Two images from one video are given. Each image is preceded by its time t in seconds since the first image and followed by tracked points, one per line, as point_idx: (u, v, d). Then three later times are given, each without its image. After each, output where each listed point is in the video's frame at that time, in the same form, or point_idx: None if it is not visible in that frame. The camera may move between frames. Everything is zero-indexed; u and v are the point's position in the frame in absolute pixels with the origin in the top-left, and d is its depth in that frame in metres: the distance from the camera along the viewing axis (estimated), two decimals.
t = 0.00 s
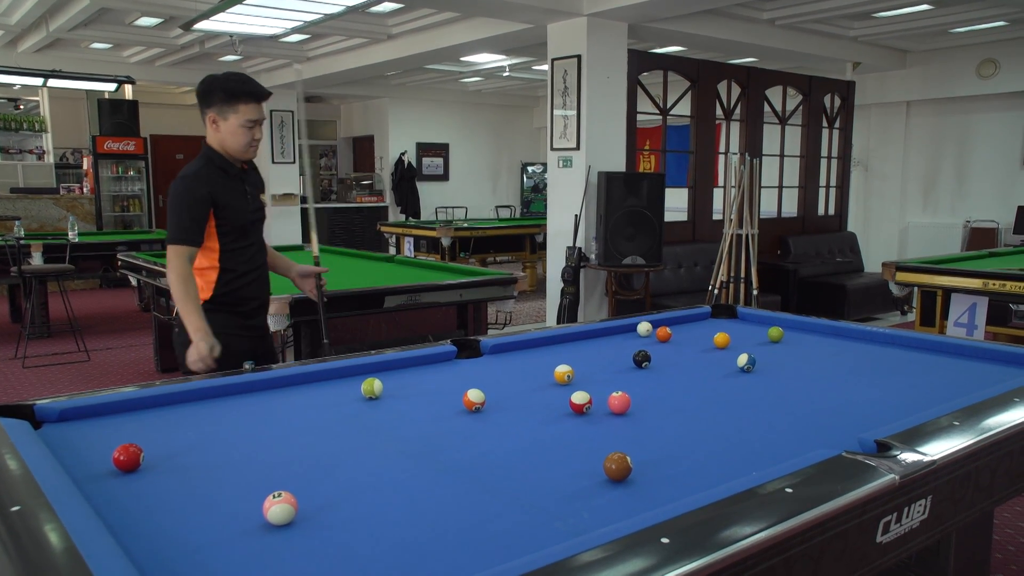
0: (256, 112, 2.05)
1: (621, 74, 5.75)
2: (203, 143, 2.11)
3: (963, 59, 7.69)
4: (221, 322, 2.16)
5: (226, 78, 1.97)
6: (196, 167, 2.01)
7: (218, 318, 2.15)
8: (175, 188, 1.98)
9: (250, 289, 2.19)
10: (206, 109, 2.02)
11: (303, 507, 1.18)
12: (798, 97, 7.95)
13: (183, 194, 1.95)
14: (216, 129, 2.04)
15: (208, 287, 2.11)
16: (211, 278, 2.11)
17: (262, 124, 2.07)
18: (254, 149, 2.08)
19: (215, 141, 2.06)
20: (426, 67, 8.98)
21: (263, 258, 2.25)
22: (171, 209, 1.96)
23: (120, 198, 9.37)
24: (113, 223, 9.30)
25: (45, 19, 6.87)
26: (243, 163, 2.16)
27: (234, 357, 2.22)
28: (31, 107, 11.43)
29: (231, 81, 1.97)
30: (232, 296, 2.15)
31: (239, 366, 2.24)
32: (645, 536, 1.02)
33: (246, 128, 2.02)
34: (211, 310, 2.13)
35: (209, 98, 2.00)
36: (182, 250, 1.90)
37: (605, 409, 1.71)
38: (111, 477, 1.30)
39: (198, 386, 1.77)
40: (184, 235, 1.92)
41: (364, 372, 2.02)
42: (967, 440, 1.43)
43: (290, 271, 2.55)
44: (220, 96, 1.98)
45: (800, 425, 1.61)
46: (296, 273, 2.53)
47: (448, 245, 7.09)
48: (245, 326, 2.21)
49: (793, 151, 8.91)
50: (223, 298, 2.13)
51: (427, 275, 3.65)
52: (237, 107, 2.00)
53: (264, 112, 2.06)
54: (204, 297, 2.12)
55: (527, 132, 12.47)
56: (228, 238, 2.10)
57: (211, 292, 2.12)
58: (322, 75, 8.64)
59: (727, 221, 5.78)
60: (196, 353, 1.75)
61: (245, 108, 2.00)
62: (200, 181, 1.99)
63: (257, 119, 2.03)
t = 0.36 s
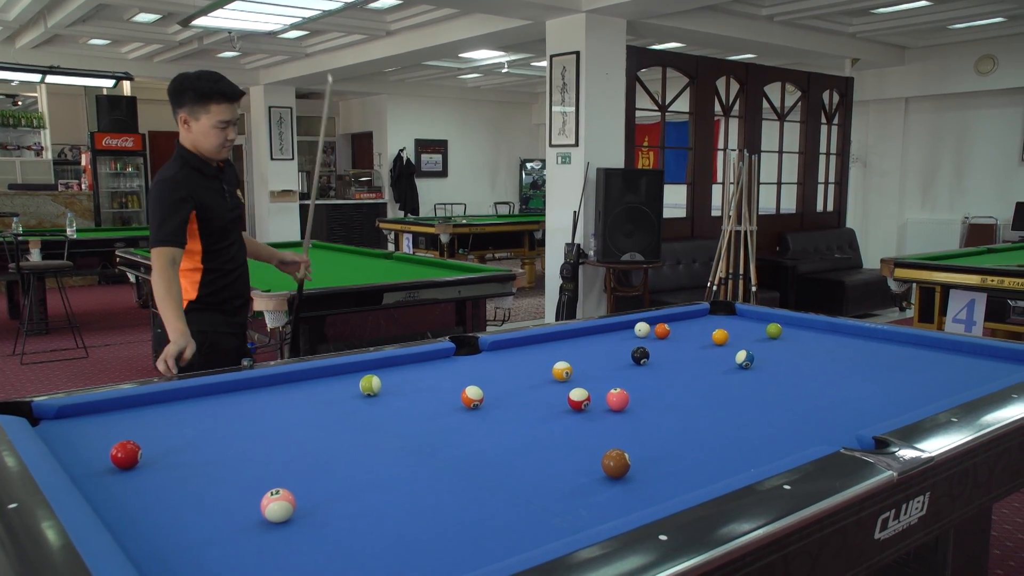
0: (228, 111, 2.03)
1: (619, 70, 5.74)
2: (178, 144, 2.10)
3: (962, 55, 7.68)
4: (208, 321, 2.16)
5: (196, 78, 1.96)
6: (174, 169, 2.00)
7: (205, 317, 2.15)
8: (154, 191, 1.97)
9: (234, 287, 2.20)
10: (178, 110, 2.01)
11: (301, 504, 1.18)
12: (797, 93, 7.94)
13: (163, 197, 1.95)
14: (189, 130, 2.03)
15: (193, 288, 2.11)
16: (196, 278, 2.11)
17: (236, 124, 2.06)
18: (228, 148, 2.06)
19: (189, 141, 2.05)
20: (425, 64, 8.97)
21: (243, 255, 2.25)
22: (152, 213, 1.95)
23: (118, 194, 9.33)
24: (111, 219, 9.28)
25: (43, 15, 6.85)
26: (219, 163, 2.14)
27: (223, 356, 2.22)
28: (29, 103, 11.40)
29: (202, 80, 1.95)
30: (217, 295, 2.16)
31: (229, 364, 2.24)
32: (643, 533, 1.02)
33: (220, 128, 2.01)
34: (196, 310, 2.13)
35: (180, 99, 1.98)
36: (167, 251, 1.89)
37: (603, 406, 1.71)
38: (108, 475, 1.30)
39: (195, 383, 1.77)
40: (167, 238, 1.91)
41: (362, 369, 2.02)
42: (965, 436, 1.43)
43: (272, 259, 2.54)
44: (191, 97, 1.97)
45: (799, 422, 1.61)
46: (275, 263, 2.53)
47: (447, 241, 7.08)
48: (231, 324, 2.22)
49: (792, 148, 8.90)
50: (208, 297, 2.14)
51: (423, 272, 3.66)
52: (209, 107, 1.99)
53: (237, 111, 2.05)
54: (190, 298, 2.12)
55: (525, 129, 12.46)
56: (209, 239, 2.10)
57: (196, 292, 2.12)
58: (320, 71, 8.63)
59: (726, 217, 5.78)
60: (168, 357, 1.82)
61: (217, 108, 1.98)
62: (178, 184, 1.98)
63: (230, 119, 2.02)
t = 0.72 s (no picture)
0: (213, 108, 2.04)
1: (618, 69, 5.74)
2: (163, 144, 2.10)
3: (959, 54, 7.69)
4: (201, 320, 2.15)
5: (179, 75, 1.97)
6: (163, 169, 2.00)
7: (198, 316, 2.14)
8: (146, 191, 1.97)
9: (226, 285, 2.21)
10: (162, 109, 2.02)
11: (299, 503, 1.18)
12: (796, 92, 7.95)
13: (157, 197, 1.94)
14: (173, 128, 2.04)
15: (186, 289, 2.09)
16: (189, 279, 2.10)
17: (221, 121, 2.07)
18: (214, 146, 2.07)
19: (174, 140, 2.05)
20: (423, 62, 8.96)
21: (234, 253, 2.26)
22: (150, 214, 1.94)
23: (116, 193, 9.32)
24: (109, 218, 9.27)
25: (41, 13, 6.83)
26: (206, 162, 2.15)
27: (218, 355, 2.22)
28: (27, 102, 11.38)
29: (185, 78, 1.97)
30: (209, 294, 2.16)
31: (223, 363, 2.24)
32: (641, 533, 1.02)
33: (205, 125, 2.02)
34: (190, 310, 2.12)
35: (164, 97, 1.99)
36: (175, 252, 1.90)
37: (601, 406, 1.71)
38: (106, 474, 1.30)
39: (194, 382, 1.77)
40: (171, 237, 1.91)
41: (361, 367, 2.02)
42: (963, 435, 1.44)
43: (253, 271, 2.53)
44: (176, 94, 1.98)
45: (797, 420, 1.61)
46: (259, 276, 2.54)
47: (446, 240, 7.08)
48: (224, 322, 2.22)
49: (790, 147, 8.90)
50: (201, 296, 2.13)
51: (421, 271, 3.66)
52: (193, 104, 2.00)
53: (221, 108, 2.06)
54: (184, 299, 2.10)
55: (524, 127, 12.46)
56: (200, 237, 2.10)
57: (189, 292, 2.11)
58: (319, 69, 8.62)
59: (724, 216, 5.79)
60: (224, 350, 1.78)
61: (202, 105, 1.99)
62: (170, 182, 1.98)
63: (214, 115, 2.03)
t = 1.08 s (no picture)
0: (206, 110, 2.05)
1: (616, 71, 5.74)
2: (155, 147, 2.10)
3: (957, 55, 7.70)
4: (197, 322, 2.15)
5: (173, 77, 1.97)
6: (158, 172, 1.99)
7: (194, 318, 2.14)
8: (143, 195, 1.96)
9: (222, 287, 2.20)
10: (154, 111, 2.02)
11: (297, 505, 1.18)
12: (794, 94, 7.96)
13: (155, 201, 1.94)
14: (167, 130, 2.04)
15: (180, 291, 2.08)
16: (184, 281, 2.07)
17: (214, 122, 2.08)
18: (207, 147, 2.08)
19: (168, 142, 2.05)
20: (422, 64, 8.96)
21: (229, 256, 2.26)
22: (149, 217, 1.94)
23: (115, 195, 9.31)
24: (108, 219, 9.26)
25: (39, 15, 6.84)
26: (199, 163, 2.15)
27: (215, 358, 2.21)
28: (25, 104, 11.37)
29: (178, 79, 1.97)
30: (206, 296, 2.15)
31: (220, 365, 2.22)
32: (641, 535, 1.02)
33: (199, 126, 2.03)
34: (186, 312, 2.12)
35: (156, 99, 1.99)
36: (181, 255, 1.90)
37: (601, 407, 1.71)
38: (105, 476, 1.30)
39: (194, 384, 1.77)
40: (173, 241, 1.91)
41: (361, 370, 2.02)
42: (963, 436, 1.44)
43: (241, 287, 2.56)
44: (169, 96, 1.98)
45: (796, 422, 1.61)
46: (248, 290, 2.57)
47: (444, 242, 7.08)
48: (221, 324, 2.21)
49: (789, 148, 8.91)
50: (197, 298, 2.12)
51: (421, 273, 3.65)
52: (186, 105, 2.00)
53: (214, 109, 2.07)
54: (179, 301, 2.10)
55: (523, 129, 12.47)
56: (196, 239, 2.10)
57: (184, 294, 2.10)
58: (318, 71, 8.61)
59: (722, 218, 5.80)
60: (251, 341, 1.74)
61: (195, 106, 2.00)
62: (165, 185, 1.98)
63: (208, 116, 2.04)
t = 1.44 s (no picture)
0: (206, 114, 2.05)
1: (616, 74, 5.75)
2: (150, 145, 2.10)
3: (956, 57, 7.72)
4: (194, 326, 2.14)
5: (175, 78, 1.98)
6: (150, 172, 2.00)
7: (191, 322, 2.13)
8: (135, 195, 1.98)
9: (219, 290, 2.19)
10: (154, 110, 2.02)
11: (296, 508, 1.18)
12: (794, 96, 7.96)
13: (147, 201, 1.96)
14: (164, 130, 2.04)
15: (176, 295, 2.08)
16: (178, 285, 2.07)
17: (212, 126, 2.08)
18: (203, 150, 2.08)
19: (164, 144, 2.06)
20: (421, 66, 8.97)
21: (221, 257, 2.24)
22: (141, 218, 1.96)
23: (114, 197, 9.31)
24: (108, 222, 9.26)
25: (39, 18, 6.84)
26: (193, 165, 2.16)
27: (214, 362, 2.20)
28: (25, 106, 11.37)
29: (181, 81, 1.97)
30: (202, 300, 2.14)
31: (218, 369, 2.22)
32: (640, 537, 1.02)
33: (197, 129, 2.04)
34: (182, 316, 2.12)
35: (156, 100, 1.99)
36: (173, 252, 1.95)
37: (600, 410, 1.71)
38: (103, 479, 1.30)
39: (193, 387, 1.77)
40: (166, 240, 1.95)
41: (360, 372, 2.01)
42: (962, 438, 1.44)
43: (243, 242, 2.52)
44: (170, 97, 1.98)
45: (795, 425, 1.61)
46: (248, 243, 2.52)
47: (444, 244, 7.09)
48: (219, 328, 2.20)
49: (789, 150, 8.92)
50: (193, 302, 2.12)
51: (420, 275, 3.66)
52: (186, 108, 2.01)
53: (213, 112, 2.08)
54: (175, 305, 2.10)
55: (522, 131, 12.48)
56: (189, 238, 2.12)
57: (180, 298, 2.10)
58: (317, 74, 8.62)
59: (721, 220, 5.80)
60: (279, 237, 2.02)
61: (194, 108, 2.01)
62: (157, 186, 1.99)
63: (207, 120, 2.04)
